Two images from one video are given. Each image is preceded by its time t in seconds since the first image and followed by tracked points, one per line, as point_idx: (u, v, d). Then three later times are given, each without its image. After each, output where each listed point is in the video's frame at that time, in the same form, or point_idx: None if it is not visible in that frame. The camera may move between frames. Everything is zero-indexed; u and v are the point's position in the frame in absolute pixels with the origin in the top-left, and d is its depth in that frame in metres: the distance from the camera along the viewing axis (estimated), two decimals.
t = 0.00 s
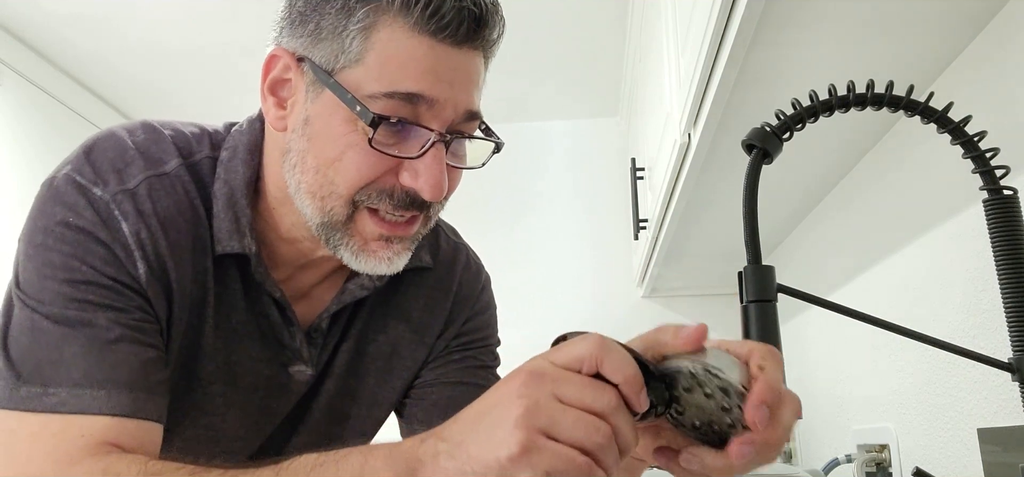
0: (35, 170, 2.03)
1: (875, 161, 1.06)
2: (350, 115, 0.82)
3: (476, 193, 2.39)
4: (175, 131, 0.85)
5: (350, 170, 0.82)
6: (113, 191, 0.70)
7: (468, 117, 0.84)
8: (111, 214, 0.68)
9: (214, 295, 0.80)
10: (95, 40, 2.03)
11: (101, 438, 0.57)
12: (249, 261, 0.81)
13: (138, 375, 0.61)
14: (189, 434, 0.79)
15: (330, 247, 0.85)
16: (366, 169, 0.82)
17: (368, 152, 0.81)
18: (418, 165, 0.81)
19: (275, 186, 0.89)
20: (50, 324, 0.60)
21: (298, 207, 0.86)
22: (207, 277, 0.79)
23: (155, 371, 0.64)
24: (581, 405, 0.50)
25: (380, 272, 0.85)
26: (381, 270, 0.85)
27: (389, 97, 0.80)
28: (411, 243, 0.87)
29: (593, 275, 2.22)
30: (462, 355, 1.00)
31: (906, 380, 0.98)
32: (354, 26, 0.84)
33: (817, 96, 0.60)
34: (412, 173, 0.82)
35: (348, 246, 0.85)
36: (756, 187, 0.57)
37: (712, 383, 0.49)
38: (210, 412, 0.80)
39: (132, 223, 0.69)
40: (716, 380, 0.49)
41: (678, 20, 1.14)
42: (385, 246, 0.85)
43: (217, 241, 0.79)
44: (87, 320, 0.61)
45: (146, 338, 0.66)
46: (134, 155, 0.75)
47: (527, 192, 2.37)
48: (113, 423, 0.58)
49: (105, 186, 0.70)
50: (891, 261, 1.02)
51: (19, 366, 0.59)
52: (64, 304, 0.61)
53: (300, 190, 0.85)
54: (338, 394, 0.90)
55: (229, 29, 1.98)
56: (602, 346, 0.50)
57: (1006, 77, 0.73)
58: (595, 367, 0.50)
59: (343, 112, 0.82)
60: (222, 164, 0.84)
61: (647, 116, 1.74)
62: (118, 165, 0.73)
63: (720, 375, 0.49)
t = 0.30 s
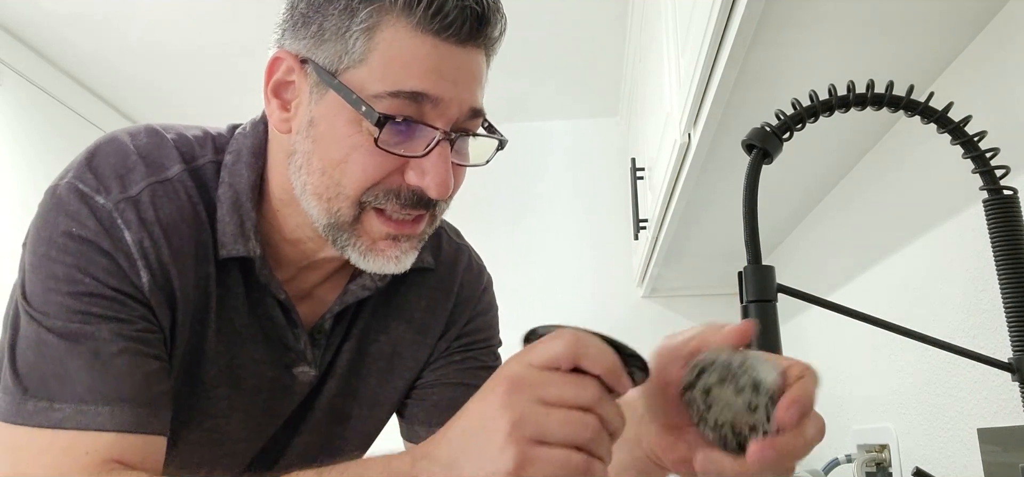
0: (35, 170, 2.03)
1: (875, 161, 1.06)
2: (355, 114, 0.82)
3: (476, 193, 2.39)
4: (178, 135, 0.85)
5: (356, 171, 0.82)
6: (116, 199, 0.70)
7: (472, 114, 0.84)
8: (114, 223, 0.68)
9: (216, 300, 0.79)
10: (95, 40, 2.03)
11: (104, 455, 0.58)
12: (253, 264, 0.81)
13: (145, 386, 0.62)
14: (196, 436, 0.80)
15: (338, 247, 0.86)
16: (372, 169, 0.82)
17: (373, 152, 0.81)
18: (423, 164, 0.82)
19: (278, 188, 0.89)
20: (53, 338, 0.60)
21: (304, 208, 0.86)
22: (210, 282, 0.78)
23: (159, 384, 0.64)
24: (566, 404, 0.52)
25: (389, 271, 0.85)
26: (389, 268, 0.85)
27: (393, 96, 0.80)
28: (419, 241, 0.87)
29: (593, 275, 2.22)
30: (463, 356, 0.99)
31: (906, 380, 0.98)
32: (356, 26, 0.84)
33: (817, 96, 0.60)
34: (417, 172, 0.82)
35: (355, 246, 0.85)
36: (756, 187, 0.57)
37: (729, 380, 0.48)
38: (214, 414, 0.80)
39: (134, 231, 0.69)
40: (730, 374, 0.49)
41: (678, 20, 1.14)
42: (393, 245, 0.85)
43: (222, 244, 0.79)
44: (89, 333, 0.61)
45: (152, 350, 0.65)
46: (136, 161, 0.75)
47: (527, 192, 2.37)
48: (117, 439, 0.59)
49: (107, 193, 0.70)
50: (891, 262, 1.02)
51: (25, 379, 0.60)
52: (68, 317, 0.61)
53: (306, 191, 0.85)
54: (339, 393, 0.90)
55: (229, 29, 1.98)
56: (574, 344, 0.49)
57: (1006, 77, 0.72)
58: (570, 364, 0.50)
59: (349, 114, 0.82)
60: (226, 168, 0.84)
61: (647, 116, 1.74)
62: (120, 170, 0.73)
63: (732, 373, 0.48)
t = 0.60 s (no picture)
0: (35, 170, 2.03)
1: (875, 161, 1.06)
2: (368, 105, 0.81)
3: (476, 193, 2.39)
4: (184, 132, 0.85)
5: (372, 161, 0.81)
6: (117, 196, 0.70)
7: (482, 97, 0.85)
8: (113, 221, 0.68)
9: (213, 298, 0.79)
10: (95, 40, 2.03)
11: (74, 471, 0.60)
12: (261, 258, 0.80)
13: (118, 405, 0.64)
14: (201, 433, 0.81)
15: (356, 241, 0.84)
16: (389, 159, 0.81)
17: (387, 140, 0.81)
18: (438, 149, 0.81)
19: (288, 185, 0.88)
20: (43, 343, 0.61)
21: (318, 203, 0.85)
22: (207, 281, 0.78)
23: (138, 400, 0.66)
24: None
25: (408, 260, 0.84)
26: (409, 257, 0.84)
27: (404, 84, 0.81)
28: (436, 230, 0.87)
29: (593, 275, 2.22)
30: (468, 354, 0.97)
31: (907, 381, 0.98)
32: (361, 18, 0.84)
33: (817, 96, 0.60)
34: (433, 157, 0.82)
35: (373, 238, 0.84)
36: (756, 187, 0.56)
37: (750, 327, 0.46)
38: (216, 412, 0.81)
39: (133, 230, 0.69)
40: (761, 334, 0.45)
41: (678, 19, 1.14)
42: (411, 233, 0.84)
43: (228, 240, 0.78)
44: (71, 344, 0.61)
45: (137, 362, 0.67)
46: (140, 157, 0.75)
47: (527, 192, 2.37)
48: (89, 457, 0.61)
49: (109, 190, 0.70)
50: (891, 262, 1.02)
51: (9, 380, 0.60)
52: (59, 321, 0.62)
53: (320, 187, 0.84)
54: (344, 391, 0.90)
55: (229, 29, 1.98)
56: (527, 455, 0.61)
57: (1006, 77, 0.73)
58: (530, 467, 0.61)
59: (363, 105, 0.82)
60: (232, 164, 0.83)
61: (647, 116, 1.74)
62: (122, 166, 0.73)
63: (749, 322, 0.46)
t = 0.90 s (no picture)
0: (35, 170, 2.03)
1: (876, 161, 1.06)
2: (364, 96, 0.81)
3: (476, 193, 2.39)
4: (188, 128, 0.84)
5: (365, 152, 0.81)
6: (120, 191, 0.69)
7: (480, 91, 0.83)
8: (116, 217, 0.68)
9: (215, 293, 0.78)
10: (95, 40, 2.03)
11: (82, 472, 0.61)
12: (264, 254, 0.80)
13: (122, 405, 0.64)
14: (202, 429, 0.81)
15: (348, 232, 0.84)
16: (381, 150, 0.80)
17: (381, 132, 0.80)
18: (431, 142, 0.81)
19: (289, 180, 0.87)
20: (49, 340, 0.62)
21: (313, 195, 0.85)
22: (209, 276, 0.77)
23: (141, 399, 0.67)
24: None
25: (397, 254, 0.84)
26: (398, 251, 0.84)
27: (400, 75, 0.80)
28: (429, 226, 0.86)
29: (593, 275, 2.22)
30: (469, 355, 0.96)
31: (907, 380, 0.98)
32: (363, 10, 0.84)
33: (817, 96, 0.60)
34: (425, 150, 0.81)
35: (364, 230, 0.83)
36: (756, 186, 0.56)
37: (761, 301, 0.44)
38: (217, 409, 0.81)
39: (137, 225, 0.69)
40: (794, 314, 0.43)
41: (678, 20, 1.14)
42: (402, 227, 0.83)
43: (232, 235, 0.78)
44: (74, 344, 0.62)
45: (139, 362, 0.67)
46: (143, 152, 0.74)
47: (527, 192, 2.37)
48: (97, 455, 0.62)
49: (112, 184, 0.70)
50: (891, 263, 1.02)
51: (16, 377, 0.61)
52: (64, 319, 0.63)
53: (315, 178, 0.84)
54: (347, 390, 0.90)
55: (229, 29, 1.98)
56: None
57: (1006, 78, 0.73)
58: None
59: (358, 97, 0.81)
60: (236, 159, 0.82)
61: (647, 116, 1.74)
62: (125, 162, 0.72)
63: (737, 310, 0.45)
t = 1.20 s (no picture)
0: (35, 170, 2.03)
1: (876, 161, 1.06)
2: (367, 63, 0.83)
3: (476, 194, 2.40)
4: (207, 122, 0.84)
5: (353, 121, 0.80)
6: (138, 174, 0.67)
7: (480, 89, 0.86)
8: (133, 199, 0.65)
9: (221, 285, 0.76)
10: (95, 40, 2.04)
11: (96, 462, 0.56)
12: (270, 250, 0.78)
13: (133, 394, 0.59)
14: (197, 424, 0.78)
15: (321, 206, 0.80)
16: (369, 120, 0.80)
17: (374, 101, 0.80)
18: (418, 122, 0.80)
19: (295, 169, 0.86)
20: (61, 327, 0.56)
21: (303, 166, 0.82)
22: (216, 266, 0.75)
23: (153, 387, 0.62)
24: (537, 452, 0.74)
25: (364, 240, 0.79)
26: (364, 236, 0.79)
27: (405, 47, 0.83)
28: (403, 225, 0.80)
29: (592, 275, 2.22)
30: (468, 360, 0.97)
31: (906, 381, 0.98)
32: None
33: (817, 96, 0.60)
34: (410, 129, 0.80)
35: (335, 205, 0.79)
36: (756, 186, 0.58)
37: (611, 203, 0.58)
38: (216, 406, 0.78)
39: (153, 208, 0.66)
40: (634, 188, 0.57)
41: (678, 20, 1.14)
42: (373, 211, 0.78)
43: (240, 228, 0.76)
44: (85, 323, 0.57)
45: (152, 352, 0.63)
46: (160, 139, 0.73)
47: (527, 191, 2.37)
48: (112, 443, 0.57)
49: (128, 168, 0.67)
50: (891, 262, 1.02)
51: (22, 360, 0.55)
52: (78, 298, 0.58)
53: (308, 146, 0.82)
54: (345, 393, 0.89)
55: (229, 29, 1.98)
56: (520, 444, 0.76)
57: (1006, 79, 0.73)
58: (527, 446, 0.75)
59: (362, 66, 0.83)
60: (251, 155, 0.82)
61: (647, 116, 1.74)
62: (141, 147, 0.70)
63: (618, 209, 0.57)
